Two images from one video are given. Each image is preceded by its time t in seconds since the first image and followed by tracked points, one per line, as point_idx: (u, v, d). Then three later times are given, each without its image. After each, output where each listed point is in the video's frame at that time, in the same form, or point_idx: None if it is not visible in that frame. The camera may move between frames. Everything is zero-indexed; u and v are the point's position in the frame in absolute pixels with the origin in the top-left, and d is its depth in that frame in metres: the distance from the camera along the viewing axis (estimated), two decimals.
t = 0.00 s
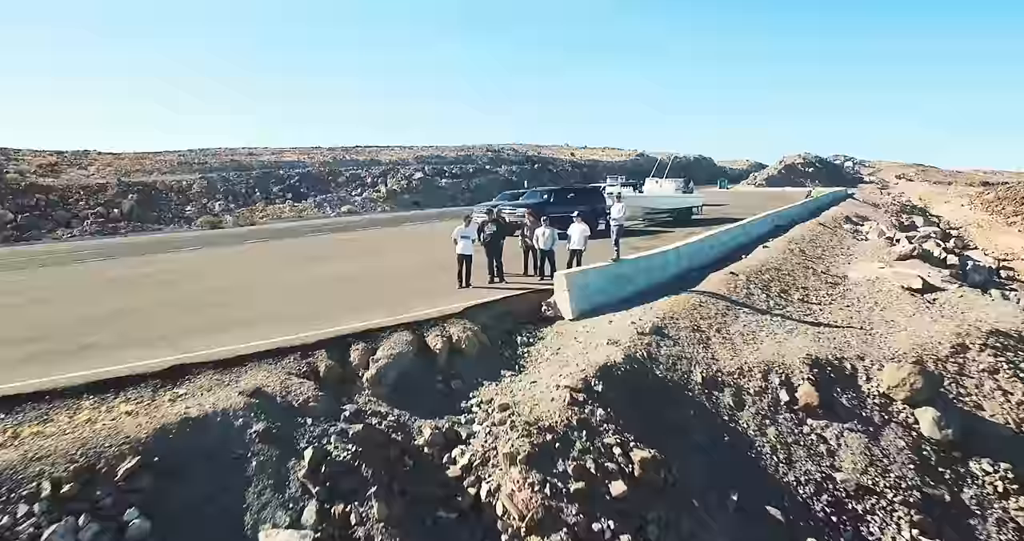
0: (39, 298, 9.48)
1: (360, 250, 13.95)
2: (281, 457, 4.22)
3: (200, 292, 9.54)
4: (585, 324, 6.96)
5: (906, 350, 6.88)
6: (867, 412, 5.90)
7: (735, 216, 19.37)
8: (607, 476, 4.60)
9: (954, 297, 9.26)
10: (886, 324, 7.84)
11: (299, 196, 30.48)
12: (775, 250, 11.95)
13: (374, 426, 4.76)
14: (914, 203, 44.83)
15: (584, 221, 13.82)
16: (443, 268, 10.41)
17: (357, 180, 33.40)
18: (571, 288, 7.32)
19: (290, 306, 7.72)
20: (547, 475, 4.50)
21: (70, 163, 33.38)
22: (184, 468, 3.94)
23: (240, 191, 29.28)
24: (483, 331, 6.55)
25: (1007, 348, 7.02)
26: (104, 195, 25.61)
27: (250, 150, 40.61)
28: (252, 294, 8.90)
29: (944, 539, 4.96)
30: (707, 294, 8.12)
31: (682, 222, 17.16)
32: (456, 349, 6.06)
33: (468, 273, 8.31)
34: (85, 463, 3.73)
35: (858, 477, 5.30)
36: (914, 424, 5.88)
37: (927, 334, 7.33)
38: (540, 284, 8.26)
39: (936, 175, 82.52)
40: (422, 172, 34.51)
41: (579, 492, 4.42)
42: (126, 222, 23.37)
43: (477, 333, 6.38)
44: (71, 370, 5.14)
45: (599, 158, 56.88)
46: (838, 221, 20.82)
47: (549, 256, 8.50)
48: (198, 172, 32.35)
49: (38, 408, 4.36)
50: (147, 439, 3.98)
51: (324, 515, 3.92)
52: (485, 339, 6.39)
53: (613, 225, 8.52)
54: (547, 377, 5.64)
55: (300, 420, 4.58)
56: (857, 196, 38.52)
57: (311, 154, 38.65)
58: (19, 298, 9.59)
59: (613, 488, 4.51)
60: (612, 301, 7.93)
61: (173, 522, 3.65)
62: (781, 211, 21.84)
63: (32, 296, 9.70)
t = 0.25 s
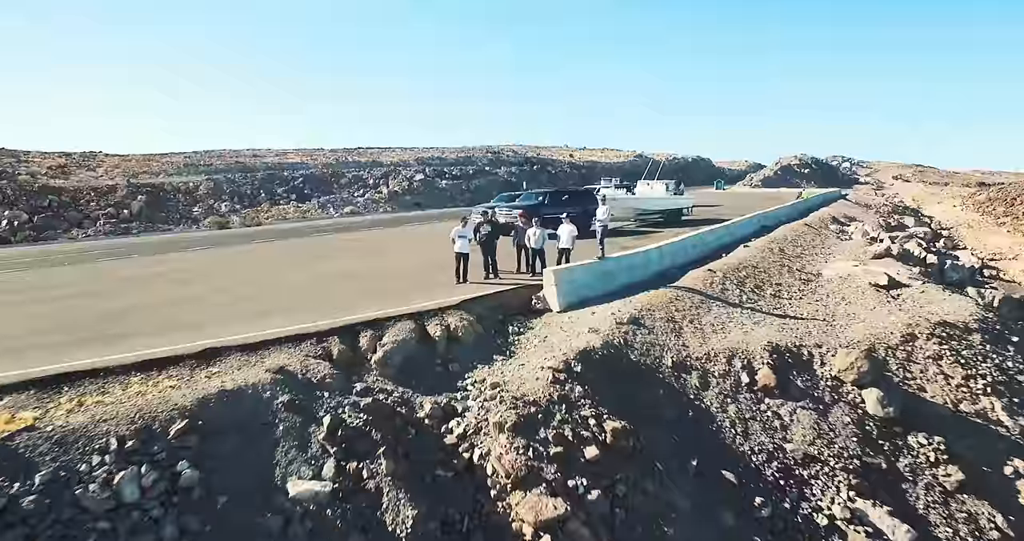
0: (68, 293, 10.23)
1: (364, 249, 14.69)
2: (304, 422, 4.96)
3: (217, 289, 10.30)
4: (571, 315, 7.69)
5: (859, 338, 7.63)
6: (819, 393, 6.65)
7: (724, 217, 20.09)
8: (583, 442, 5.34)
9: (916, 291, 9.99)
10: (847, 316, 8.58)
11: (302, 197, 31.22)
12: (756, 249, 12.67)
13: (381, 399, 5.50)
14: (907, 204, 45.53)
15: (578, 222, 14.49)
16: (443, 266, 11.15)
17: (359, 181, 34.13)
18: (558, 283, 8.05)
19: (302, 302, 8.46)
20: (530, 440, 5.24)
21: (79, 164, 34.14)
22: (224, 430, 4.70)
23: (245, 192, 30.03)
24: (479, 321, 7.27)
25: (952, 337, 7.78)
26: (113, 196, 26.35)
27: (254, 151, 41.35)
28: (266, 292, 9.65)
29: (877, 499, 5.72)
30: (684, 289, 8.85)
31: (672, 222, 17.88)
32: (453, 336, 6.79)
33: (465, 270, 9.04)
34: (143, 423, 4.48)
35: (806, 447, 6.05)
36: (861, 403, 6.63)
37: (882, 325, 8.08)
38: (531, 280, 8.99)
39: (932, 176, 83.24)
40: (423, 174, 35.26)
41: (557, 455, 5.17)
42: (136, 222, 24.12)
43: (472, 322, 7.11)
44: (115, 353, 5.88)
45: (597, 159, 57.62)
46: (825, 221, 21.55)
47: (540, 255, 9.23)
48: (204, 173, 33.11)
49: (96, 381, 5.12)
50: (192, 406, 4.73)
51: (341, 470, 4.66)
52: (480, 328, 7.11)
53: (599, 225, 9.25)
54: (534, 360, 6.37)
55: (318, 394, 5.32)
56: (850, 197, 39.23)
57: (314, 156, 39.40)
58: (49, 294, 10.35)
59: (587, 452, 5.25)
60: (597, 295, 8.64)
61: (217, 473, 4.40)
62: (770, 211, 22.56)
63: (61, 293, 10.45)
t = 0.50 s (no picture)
0: (94, 290, 11.03)
1: (368, 249, 15.48)
2: (321, 396, 5.75)
3: (233, 286, 11.10)
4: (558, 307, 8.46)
5: (819, 328, 8.42)
6: (777, 376, 7.43)
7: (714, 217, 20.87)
8: (563, 415, 6.13)
9: (880, 287, 10.79)
10: (812, 309, 9.37)
11: (306, 198, 32.02)
12: (738, 248, 13.45)
13: (387, 377, 6.29)
14: (900, 205, 46.29)
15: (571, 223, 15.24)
16: (443, 265, 11.93)
17: (361, 182, 34.93)
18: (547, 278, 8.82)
19: (314, 298, 9.24)
20: (517, 413, 6.03)
21: (88, 166, 34.94)
22: (254, 401, 5.49)
23: (251, 194, 30.82)
24: (474, 312, 8.05)
25: (902, 327, 8.59)
26: (123, 198, 27.14)
27: (258, 153, 42.15)
28: (278, 290, 10.43)
29: (822, 467, 6.50)
30: (663, 284, 9.63)
31: (662, 222, 18.67)
32: (451, 324, 7.57)
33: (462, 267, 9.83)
34: (186, 394, 5.29)
35: (762, 422, 6.83)
36: (815, 384, 7.41)
37: (841, 317, 8.87)
38: (524, 276, 9.78)
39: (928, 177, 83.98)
40: (424, 176, 36.05)
41: (540, 425, 5.96)
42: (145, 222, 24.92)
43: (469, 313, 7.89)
44: (153, 338, 6.67)
45: (595, 160, 58.42)
46: (811, 222, 22.34)
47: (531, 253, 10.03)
48: (210, 174, 33.91)
49: (141, 361, 5.92)
50: (226, 381, 5.53)
51: (353, 435, 5.45)
52: (475, 318, 7.89)
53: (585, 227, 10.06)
54: (522, 346, 7.16)
55: (333, 372, 6.12)
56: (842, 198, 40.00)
57: (317, 158, 40.20)
58: (77, 291, 11.16)
59: (566, 423, 6.04)
60: (584, 289, 9.40)
61: (250, 436, 5.20)
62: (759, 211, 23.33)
63: (88, 290, 11.25)
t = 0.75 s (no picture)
0: (118, 288, 11.86)
1: (371, 248, 16.31)
2: (335, 374, 6.59)
3: (247, 283, 11.94)
4: (547, 300, 9.29)
5: (784, 319, 9.25)
6: (742, 361, 8.26)
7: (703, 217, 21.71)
8: (547, 392, 6.95)
9: (848, 282, 11.63)
10: (781, 302, 10.19)
11: (309, 199, 32.87)
12: (720, 248, 14.28)
13: (392, 359, 7.12)
14: (891, 205, 47.15)
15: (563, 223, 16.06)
16: (442, 264, 12.76)
17: (363, 183, 35.77)
18: (538, 273, 9.64)
19: (323, 295, 10.08)
20: (506, 390, 6.86)
21: (96, 168, 35.80)
22: (277, 378, 6.33)
23: (255, 195, 31.66)
24: (470, 304, 8.89)
25: (861, 319, 9.42)
26: (132, 199, 27.98)
27: (261, 154, 42.98)
28: (290, 287, 11.27)
29: (778, 440, 7.32)
30: (645, 280, 10.46)
31: (652, 223, 19.52)
32: (449, 315, 8.40)
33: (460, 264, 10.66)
34: (220, 371, 6.13)
35: (726, 400, 7.66)
36: (776, 369, 8.24)
37: (806, 309, 9.70)
38: (517, 273, 10.61)
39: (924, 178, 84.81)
40: (424, 177, 36.90)
41: (527, 401, 6.79)
42: (155, 223, 25.75)
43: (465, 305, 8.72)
44: (184, 326, 7.51)
45: (593, 162, 59.27)
46: (798, 223, 23.19)
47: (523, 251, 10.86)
48: (215, 176, 34.74)
49: (176, 344, 6.75)
50: (253, 361, 6.36)
51: (363, 407, 6.28)
52: (471, 310, 8.71)
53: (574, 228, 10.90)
54: (513, 334, 7.98)
55: (344, 355, 6.95)
56: (833, 199, 40.84)
57: (319, 159, 41.04)
58: (102, 288, 12.00)
59: (550, 399, 6.87)
60: (572, 284, 10.20)
61: (275, 407, 6.03)
62: (748, 212, 24.17)
63: (112, 287, 12.10)
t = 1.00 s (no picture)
0: (141, 285, 12.75)
1: (375, 247, 17.20)
2: (347, 355, 7.48)
3: (260, 280, 12.83)
4: (537, 293, 10.17)
5: (753, 311, 10.14)
6: (712, 347, 9.15)
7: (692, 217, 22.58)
8: (533, 373, 7.83)
9: (819, 278, 12.52)
10: (753, 296, 11.08)
11: (313, 200, 33.75)
12: (703, 246, 15.16)
13: (397, 344, 8.00)
14: (883, 206, 48.03)
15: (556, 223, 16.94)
16: (442, 262, 13.64)
17: (365, 184, 36.65)
18: (529, 269, 10.52)
19: (332, 291, 10.96)
20: (498, 371, 7.74)
21: (105, 169, 36.68)
22: (296, 358, 7.22)
23: (260, 195, 32.53)
24: (466, 297, 9.77)
25: (824, 310, 10.31)
26: (142, 199, 28.86)
27: (264, 156, 43.86)
28: (301, 284, 12.15)
29: (741, 416, 8.20)
30: (628, 276, 11.34)
31: (643, 223, 20.40)
32: (448, 306, 9.28)
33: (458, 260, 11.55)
34: (247, 351, 7.03)
35: (696, 381, 8.54)
36: (743, 354, 9.12)
37: (775, 302, 10.59)
38: (510, 269, 11.49)
39: (921, 178, 85.62)
40: (424, 178, 37.79)
41: (515, 380, 7.67)
42: (164, 223, 26.63)
43: (461, 297, 9.60)
44: (210, 315, 8.39)
45: (591, 163, 60.14)
46: (784, 223, 24.07)
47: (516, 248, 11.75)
48: (220, 177, 35.62)
49: (207, 330, 7.65)
50: (275, 343, 7.25)
51: (372, 383, 7.17)
52: (467, 301, 9.60)
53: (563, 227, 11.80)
54: (505, 323, 8.87)
55: (354, 339, 7.83)
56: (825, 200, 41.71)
57: (322, 161, 41.94)
58: (126, 286, 12.90)
59: (536, 379, 7.75)
60: (561, 279, 11.06)
61: (295, 383, 6.92)
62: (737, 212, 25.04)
63: (135, 285, 13.00)
